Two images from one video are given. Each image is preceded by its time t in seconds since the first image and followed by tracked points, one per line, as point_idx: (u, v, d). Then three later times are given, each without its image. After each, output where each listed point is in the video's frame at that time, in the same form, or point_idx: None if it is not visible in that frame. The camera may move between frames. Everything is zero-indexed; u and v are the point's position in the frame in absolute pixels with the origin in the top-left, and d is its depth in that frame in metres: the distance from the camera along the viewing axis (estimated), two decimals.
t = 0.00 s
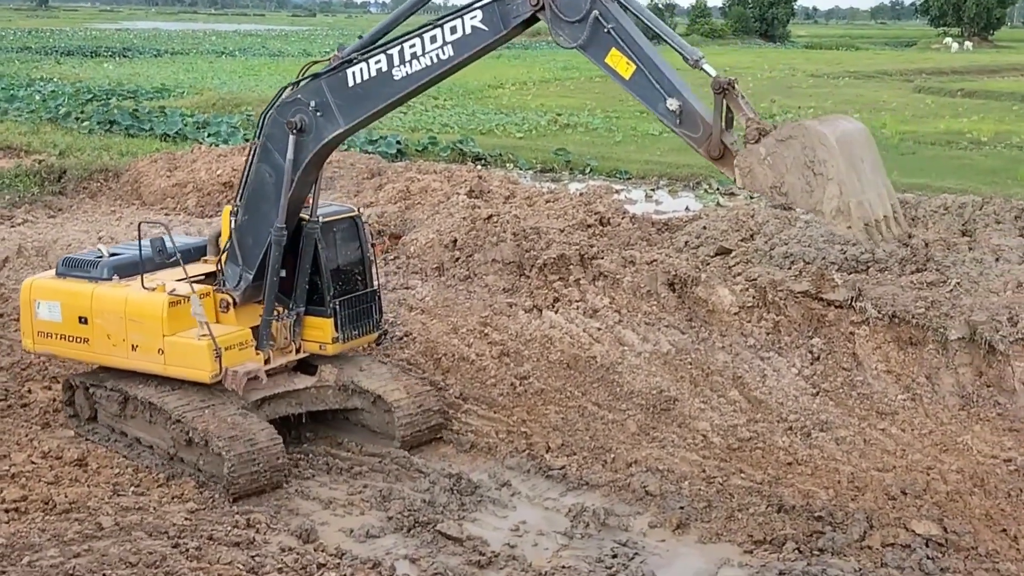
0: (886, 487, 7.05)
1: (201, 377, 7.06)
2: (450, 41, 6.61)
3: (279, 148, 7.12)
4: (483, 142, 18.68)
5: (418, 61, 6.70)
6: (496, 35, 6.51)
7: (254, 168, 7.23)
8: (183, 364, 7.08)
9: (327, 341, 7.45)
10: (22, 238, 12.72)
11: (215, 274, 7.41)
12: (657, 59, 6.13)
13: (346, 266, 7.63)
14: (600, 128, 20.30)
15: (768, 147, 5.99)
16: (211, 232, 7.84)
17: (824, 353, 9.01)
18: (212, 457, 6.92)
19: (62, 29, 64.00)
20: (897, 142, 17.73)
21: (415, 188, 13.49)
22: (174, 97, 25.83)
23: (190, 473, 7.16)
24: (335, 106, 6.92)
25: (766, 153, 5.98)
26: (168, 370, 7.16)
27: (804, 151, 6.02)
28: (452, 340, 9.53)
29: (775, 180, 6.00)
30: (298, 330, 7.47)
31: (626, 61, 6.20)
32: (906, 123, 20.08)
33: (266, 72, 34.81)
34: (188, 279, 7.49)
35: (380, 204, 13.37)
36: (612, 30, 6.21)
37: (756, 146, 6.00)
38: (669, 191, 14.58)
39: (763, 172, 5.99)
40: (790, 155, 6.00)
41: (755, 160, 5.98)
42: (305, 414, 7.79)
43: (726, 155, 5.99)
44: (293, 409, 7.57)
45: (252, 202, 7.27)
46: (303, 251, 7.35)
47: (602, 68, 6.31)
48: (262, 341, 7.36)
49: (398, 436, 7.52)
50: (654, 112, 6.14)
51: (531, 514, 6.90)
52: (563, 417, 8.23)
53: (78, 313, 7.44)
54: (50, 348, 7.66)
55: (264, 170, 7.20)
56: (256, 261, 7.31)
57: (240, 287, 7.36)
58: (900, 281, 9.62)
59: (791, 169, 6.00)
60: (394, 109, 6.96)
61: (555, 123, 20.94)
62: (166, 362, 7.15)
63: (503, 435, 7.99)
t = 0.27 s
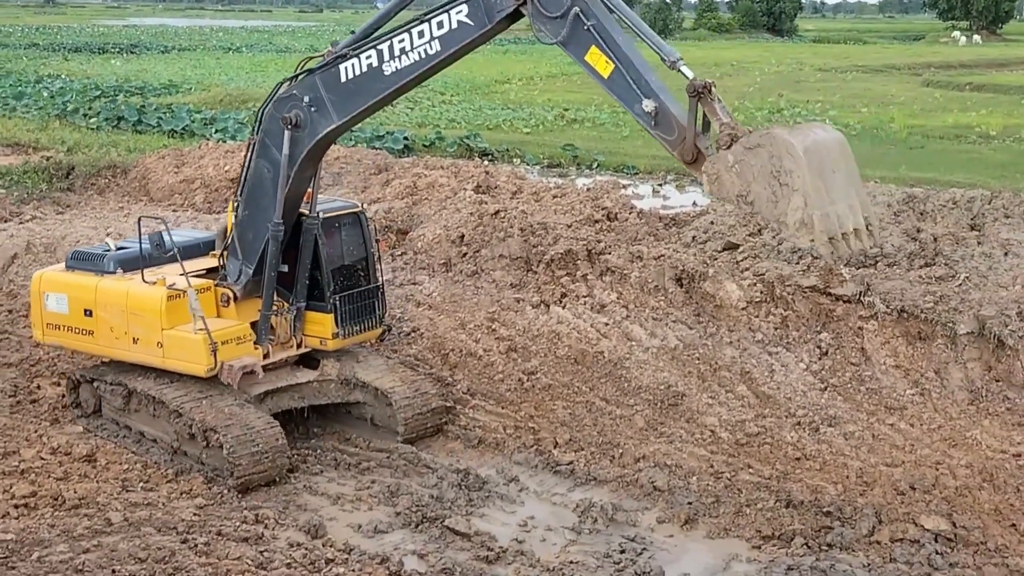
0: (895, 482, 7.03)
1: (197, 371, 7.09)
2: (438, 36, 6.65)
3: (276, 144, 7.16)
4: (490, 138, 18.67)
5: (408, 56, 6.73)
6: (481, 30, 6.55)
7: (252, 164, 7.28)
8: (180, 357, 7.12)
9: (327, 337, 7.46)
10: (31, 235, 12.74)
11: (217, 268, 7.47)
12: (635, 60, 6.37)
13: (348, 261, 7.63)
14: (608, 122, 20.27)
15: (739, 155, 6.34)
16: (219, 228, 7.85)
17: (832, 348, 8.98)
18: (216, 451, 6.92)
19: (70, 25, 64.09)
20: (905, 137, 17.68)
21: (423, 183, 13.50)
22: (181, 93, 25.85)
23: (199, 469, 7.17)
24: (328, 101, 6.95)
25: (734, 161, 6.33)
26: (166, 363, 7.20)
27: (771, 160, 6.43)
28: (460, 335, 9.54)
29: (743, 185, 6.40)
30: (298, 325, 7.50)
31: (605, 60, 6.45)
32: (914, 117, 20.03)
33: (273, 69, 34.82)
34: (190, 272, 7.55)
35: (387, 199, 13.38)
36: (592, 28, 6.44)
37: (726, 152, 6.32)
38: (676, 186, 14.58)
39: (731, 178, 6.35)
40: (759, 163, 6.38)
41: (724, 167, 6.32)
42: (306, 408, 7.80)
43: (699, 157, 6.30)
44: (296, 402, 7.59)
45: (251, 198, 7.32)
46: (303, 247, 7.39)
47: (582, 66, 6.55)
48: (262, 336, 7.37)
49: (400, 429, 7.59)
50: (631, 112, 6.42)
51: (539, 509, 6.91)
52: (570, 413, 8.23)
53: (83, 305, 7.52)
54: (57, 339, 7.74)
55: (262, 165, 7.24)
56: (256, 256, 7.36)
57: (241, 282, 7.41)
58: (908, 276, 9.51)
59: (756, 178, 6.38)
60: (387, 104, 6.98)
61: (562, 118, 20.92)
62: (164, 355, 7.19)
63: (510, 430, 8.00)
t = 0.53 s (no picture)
0: (905, 475, 7.01)
1: (199, 363, 7.14)
2: (433, 33, 6.62)
3: (278, 138, 7.18)
4: (499, 131, 18.66)
5: (404, 52, 6.71)
6: (474, 26, 6.51)
7: (256, 158, 7.30)
8: (182, 349, 7.17)
9: (330, 331, 7.46)
10: (42, 229, 12.78)
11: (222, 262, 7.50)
12: (619, 71, 6.55)
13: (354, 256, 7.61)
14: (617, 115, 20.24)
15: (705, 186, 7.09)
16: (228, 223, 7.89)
17: (843, 341, 8.84)
18: (223, 446, 6.93)
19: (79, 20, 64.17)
20: (915, 129, 17.62)
21: (432, 176, 13.50)
22: (191, 87, 25.90)
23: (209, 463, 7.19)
24: (328, 97, 6.96)
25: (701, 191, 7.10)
26: (169, 355, 7.25)
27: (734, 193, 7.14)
28: (469, 329, 9.55)
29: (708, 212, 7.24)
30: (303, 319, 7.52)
31: (588, 67, 6.61)
32: (925, 109, 19.96)
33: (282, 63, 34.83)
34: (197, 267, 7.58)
35: (396, 193, 13.38)
36: (580, 33, 6.52)
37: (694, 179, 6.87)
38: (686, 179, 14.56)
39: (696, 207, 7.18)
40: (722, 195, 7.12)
41: (691, 192, 6.95)
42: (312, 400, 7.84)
43: (670, 174, 6.67)
44: (302, 395, 7.62)
45: (255, 192, 7.34)
46: (308, 241, 7.38)
47: (565, 70, 6.69)
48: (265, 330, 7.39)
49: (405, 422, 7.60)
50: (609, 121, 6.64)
51: (549, 502, 6.91)
52: (580, 406, 8.23)
53: (91, 297, 7.59)
54: (69, 330, 7.83)
55: (265, 159, 7.26)
56: (260, 250, 7.38)
57: (246, 275, 7.44)
58: (920, 269, 9.67)
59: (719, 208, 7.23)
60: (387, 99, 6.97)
61: (571, 111, 20.88)
62: (167, 347, 7.25)
63: (520, 424, 8.01)
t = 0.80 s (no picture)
0: (915, 467, 6.99)
1: (203, 354, 7.16)
2: (433, 25, 6.57)
3: (282, 130, 7.19)
4: (508, 124, 18.62)
5: (405, 45, 6.68)
6: (473, 19, 6.43)
7: (261, 150, 7.31)
8: (186, 340, 7.19)
9: (335, 323, 7.50)
10: (52, 221, 12.82)
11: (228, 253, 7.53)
12: (610, 79, 6.56)
13: (359, 249, 7.64)
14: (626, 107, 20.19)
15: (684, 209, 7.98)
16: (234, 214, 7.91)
17: (852, 333, 8.89)
18: (230, 437, 6.96)
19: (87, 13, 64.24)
20: (926, 120, 17.54)
21: (441, 169, 13.48)
22: (199, 80, 25.90)
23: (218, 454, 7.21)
24: (331, 89, 6.94)
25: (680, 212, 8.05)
26: (174, 345, 7.28)
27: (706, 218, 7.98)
28: (478, 322, 9.55)
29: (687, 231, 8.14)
30: (308, 310, 7.55)
31: (578, 70, 6.60)
32: (935, 100, 19.87)
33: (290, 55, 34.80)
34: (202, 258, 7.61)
35: (405, 185, 13.38)
36: (573, 35, 6.53)
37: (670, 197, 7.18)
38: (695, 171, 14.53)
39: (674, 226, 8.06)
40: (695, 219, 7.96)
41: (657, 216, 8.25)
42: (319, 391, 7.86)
43: (649, 188, 6.69)
44: (307, 386, 7.66)
45: (260, 183, 7.35)
46: (313, 233, 7.39)
47: (556, 71, 6.69)
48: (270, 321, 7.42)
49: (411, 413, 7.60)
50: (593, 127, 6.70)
51: (559, 494, 6.91)
52: (589, 398, 8.23)
53: (99, 287, 7.62)
54: (78, 320, 7.86)
55: (270, 151, 7.27)
56: (264, 241, 7.39)
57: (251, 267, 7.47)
58: (929, 261, 9.65)
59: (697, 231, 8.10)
60: (389, 91, 6.95)
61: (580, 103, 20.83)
62: (173, 338, 7.27)
63: (529, 416, 8.01)
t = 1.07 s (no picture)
0: (922, 460, 6.98)
1: (208, 347, 7.17)
2: (437, 21, 6.57)
3: (286, 124, 7.19)
4: (515, 117, 18.60)
5: (408, 40, 6.68)
6: (478, 15, 6.45)
7: (265, 143, 7.31)
8: (191, 332, 7.20)
9: (339, 316, 7.51)
10: (60, 215, 12.85)
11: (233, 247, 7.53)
12: (610, 78, 6.58)
13: (363, 243, 7.66)
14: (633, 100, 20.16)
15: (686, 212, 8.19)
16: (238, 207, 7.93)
17: (860, 326, 8.86)
18: (235, 429, 6.98)
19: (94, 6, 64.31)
20: (935, 113, 17.48)
21: (448, 162, 13.48)
22: (206, 74, 25.91)
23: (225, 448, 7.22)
24: (335, 84, 6.94)
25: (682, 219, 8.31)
26: (179, 338, 7.28)
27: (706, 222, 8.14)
28: (485, 315, 9.54)
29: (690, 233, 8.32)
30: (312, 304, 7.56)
31: (580, 68, 6.59)
32: (944, 93, 19.80)
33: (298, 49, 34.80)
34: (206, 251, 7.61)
35: (412, 179, 13.38)
36: (575, 34, 6.52)
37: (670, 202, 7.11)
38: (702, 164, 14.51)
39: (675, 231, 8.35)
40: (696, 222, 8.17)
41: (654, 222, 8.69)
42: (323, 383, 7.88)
43: (651, 189, 6.72)
44: (311, 378, 7.67)
45: (264, 177, 7.36)
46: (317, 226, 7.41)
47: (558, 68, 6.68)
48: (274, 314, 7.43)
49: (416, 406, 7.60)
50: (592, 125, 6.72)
51: (566, 488, 6.92)
52: (596, 391, 8.23)
53: (104, 279, 7.63)
54: (83, 313, 7.87)
55: (274, 145, 7.27)
56: (268, 235, 7.39)
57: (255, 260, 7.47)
58: (937, 254, 9.65)
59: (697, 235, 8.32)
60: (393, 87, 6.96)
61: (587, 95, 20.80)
62: (177, 330, 7.28)
63: (536, 410, 8.02)
